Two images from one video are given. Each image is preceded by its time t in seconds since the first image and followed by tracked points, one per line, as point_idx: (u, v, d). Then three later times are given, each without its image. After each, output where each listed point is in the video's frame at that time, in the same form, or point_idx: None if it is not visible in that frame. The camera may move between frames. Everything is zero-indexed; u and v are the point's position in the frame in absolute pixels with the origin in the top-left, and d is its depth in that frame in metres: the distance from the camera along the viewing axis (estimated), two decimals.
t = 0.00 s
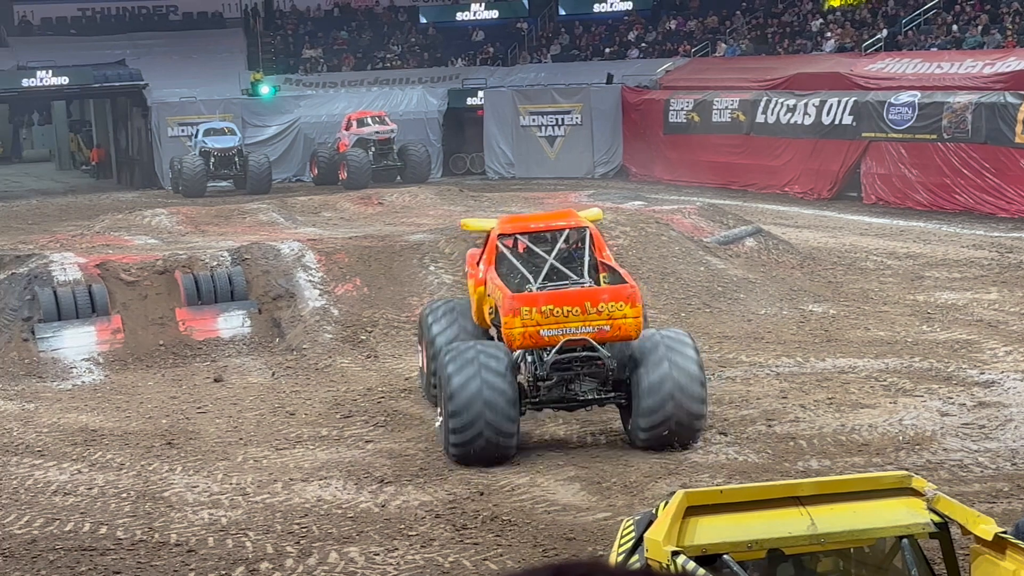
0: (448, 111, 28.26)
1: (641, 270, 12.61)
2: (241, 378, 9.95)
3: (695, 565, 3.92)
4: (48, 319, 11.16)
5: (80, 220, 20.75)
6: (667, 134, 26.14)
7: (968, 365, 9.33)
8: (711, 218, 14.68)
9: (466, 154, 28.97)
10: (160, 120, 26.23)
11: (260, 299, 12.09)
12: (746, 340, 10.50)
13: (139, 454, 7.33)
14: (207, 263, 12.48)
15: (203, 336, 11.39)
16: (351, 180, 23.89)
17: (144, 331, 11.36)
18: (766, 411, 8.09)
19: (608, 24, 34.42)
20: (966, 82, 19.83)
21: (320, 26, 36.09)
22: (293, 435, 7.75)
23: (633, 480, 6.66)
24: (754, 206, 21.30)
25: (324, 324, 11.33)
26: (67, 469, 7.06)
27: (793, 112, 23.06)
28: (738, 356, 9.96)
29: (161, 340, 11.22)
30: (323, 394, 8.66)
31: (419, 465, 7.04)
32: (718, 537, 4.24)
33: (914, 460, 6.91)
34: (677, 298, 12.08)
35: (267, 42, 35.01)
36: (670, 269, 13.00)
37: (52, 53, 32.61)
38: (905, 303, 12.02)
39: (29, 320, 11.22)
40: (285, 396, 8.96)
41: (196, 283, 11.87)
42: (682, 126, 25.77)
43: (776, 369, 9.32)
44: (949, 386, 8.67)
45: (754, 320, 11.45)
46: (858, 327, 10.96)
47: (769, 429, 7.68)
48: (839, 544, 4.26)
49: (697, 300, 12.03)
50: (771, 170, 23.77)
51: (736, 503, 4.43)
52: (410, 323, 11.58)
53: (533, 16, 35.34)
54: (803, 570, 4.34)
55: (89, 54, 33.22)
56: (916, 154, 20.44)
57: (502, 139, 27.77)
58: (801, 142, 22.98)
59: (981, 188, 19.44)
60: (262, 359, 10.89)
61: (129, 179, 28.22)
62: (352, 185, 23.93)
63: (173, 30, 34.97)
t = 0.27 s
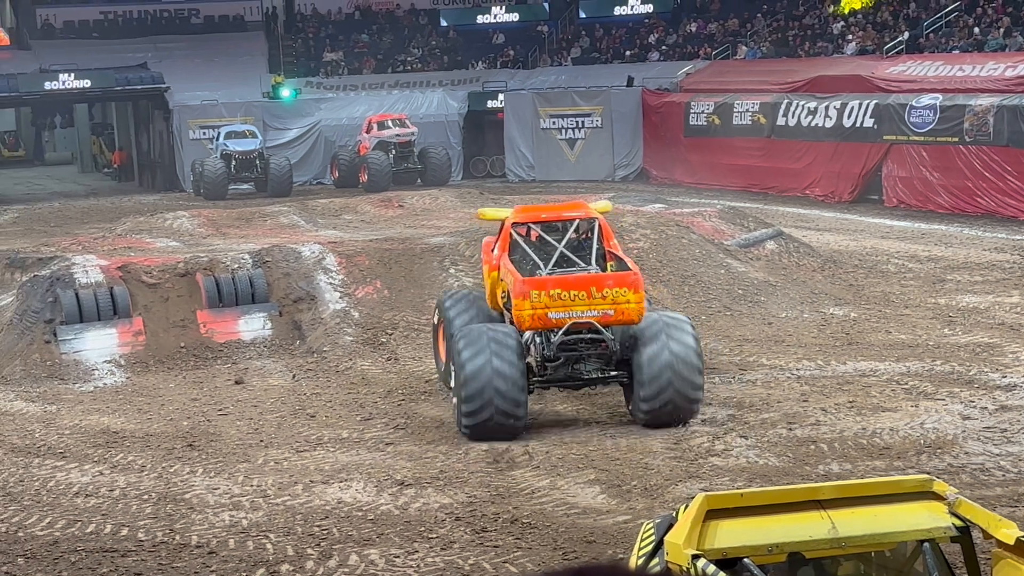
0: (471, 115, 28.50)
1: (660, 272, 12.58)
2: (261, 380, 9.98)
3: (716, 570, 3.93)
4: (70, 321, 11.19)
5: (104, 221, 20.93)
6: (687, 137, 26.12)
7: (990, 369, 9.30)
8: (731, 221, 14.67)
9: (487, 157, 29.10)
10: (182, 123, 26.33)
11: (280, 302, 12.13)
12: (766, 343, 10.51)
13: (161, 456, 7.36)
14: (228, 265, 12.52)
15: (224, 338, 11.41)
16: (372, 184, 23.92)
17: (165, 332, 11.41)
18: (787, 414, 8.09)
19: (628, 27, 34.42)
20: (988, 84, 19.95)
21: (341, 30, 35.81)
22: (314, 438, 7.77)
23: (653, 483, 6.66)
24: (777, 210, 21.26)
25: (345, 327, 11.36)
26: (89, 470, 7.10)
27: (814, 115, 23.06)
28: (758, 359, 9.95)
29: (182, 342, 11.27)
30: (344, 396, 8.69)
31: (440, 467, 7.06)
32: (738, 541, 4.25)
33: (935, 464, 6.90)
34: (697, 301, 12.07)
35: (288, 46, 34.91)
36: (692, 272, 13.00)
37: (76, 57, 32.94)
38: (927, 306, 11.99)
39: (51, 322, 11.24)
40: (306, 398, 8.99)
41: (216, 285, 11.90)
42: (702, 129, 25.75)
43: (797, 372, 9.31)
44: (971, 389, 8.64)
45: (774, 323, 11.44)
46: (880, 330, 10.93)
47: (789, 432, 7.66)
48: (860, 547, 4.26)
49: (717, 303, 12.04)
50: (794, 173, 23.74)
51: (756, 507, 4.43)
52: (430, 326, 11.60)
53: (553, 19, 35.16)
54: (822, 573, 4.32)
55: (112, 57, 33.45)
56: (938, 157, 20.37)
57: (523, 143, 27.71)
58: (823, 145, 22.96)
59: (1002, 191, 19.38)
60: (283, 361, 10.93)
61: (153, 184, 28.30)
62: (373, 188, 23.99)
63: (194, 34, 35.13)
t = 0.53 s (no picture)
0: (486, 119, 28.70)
1: (675, 275, 12.55)
2: (278, 383, 10.00)
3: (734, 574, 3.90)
4: (88, 324, 11.21)
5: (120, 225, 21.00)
6: (703, 140, 26.05)
7: (1009, 374, 9.26)
8: (747, 225, 14.66)
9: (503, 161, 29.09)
10: (200, 126, 26.50)
11: (297, 305, 12.16)
12: (783, 347, 10.50)
13: (178, 458, 7.38)
14: (245, 268, 12.55)
15: (241, 342, 11.46)
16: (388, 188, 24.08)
17: (182, 335, 11.44)
18: (804, 418, 8.07)
19: (645, 30, 34.40)
20: (1006, 87, 20.11)
21: (358, 33, 36.41)
22: (331, 441, 7.77)
23: (669, 487, 6.66)
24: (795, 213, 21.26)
25: (362, 331, 11.37)
26: (107, 473, 7.12)
27: (832, 118, 22.98)
28: (775, 363, 9.95)
29: (198, 345, 11.30)
30: (361, 400, 8.71)
31: (456, 470, 7.06)
32: (754, 545, 4.23)
33: (953, 468, 6.89)
34: (713, 304, 12.05)
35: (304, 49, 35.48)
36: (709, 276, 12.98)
37: (93, 59, 33.12)
38: (944, 310, 11.96)
39: (68, 325, 11.25)
40: (324, 401, 9.02)
41: (232, 288, 11.90)
42: (720, 132, 25.66)
43: (814, 376, 9.30)
44: (988, 394, 8.61)
45: (791, 327, 11.43)
46: (897, 334, 10.91)
47: (806, 436, 7.64)
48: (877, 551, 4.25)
49: (733, 307, 12.02)
50: (811, 176, 23.62)
51: (771, 511, 4.40)
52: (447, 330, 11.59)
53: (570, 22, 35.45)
54: None
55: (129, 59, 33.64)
56: (958, 161, 20.32)
57: (540, 146, 27.86)
58: (841, 149, 22.85)
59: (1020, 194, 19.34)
60: (299, 364, 10.95)
61: (171, 187, 28.40)
62: (390, 191, 24.09)
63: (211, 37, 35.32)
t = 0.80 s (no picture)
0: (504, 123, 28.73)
1: (692, 280, 12.52)
2: (294, 388, 10.03)
3: None
4: (105, 329, 11.24)
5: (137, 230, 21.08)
6: (721, 146, 26.11)
7: None
8: (763, 230, 14.65)
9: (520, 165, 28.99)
10: (218, 131, 26.64)
11: (313, 309, 12.17)
12: (800, 352, 10.51)
13: (194, 462, 7.40)
14: (262, 272, 12.57)
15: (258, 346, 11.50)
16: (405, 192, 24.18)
17: (199, 339, 11.47)
18: (820, 424, 8.05)
19: (662, 35, 34.41)
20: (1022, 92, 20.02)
21: (374, 37, 36.30)
22: (346, 445, 7.78)
23: (685, 493, 6.65)
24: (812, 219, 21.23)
25: (378, 335, 11.40)
26: (123, 477, 7.14)
27: (848, 124, 22.93)
28: (792, 369, 9.94)
29: (215, 349, 11.33)
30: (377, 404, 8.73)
31: (471, 475, 7.06)
32: (772, 551, 4.22)
33: (970, 475, 6.89)
34: (729, 309, 12.03)
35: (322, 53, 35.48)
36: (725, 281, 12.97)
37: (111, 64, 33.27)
38: (962, 316, 11.94)
39: (86, 329, 11.29)
40: (340, 406, 9.04)
41: (249, 293, 11.92)
42: (737, 137, 25.69)
43: (831, 382, 9.28)
44: (1005, 399, 8.60)
45: (807, 332, 11.42)
46: (914, 340, 10.89)
47: (823, 442, 7.63)
48: (894, 558, 4.25)
49: (749, 312, 12.01)
50: (827, 182, 23.62)
51: (790, 517, 4.40)
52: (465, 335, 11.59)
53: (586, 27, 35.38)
54: None
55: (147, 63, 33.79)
56: (975, 166, 20.24)
57: (558, 153, 27.75)
58: (858, 154, 22.81)
59: None
60: (316, 369, 10.98)
61: (187, 192, 28.44)
62: (407, 196, 24.18)
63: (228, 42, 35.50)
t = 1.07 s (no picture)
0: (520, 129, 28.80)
1: (708, 287, 12.49)
2: (311, 393, 10.05)
3: None
4: (122, 333, 11.28)
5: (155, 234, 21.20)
6: (737, 152, 26.06)
7: None
8: (781, 237, 14.63)
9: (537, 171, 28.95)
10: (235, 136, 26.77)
11: (329, 313, 12.20)
12: (817, 358, 10.50)
13: (211, 467, 7.42)
14: (279, 277, 12.60)
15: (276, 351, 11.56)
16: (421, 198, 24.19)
17: (216, 343, 11.50)
18: (837, 431, 8.03)
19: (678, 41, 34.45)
20: None
21: (391, 44, 36.63)
22: (362, 450, 7.78)
23: (701, 499, 6.64)
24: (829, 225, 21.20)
25: (395, 340, 11.43)
26: (140, 481, 7.15)
27: (866, 130, 22.83)
28: (809, 375, 9.93)
29: (232, 354, 11.37)
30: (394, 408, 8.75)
31: (486, 481, 7.06)
32: (790, 558, 4.23)
33: (988, 482, 6.86)
34: (746, 315, 12.01)
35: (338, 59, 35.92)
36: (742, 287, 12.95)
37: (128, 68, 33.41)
38: (979, 323, 11.89)
39: (102, 333, 11.33)
40: (356, 411, 9.06)
41: (266, 297, 11.97)
42: (753, 143, 25.63)
43: (849, 388, 9.25)
44: None
45: (824, 339, 11.40)
46: (931, 346, 10.86)
47: (840, 449, 7.61)
48: (911, 566, 4.27)
49: (766, 318, 12.00)
50: (845, 187, 23.57)
51: (806, 524, 4.41)
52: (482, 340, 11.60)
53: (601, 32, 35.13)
54: None
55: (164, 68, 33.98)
56: (993, 173, 20.23)
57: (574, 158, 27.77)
58: (876, 160, 22.73)
59: None
60: (332, 374, 11.02)
61: (204, 197, 28.57)
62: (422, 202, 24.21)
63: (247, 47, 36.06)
